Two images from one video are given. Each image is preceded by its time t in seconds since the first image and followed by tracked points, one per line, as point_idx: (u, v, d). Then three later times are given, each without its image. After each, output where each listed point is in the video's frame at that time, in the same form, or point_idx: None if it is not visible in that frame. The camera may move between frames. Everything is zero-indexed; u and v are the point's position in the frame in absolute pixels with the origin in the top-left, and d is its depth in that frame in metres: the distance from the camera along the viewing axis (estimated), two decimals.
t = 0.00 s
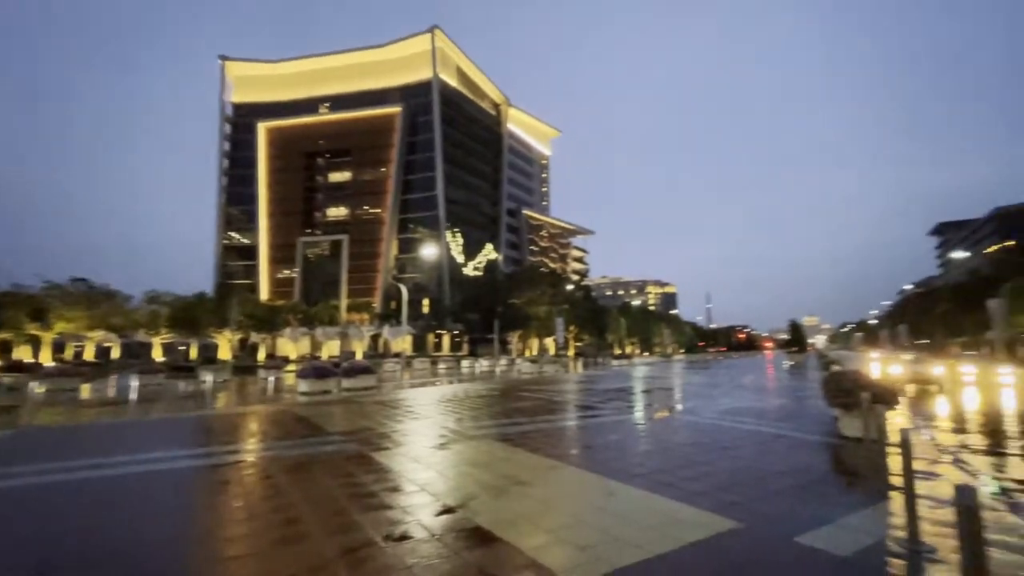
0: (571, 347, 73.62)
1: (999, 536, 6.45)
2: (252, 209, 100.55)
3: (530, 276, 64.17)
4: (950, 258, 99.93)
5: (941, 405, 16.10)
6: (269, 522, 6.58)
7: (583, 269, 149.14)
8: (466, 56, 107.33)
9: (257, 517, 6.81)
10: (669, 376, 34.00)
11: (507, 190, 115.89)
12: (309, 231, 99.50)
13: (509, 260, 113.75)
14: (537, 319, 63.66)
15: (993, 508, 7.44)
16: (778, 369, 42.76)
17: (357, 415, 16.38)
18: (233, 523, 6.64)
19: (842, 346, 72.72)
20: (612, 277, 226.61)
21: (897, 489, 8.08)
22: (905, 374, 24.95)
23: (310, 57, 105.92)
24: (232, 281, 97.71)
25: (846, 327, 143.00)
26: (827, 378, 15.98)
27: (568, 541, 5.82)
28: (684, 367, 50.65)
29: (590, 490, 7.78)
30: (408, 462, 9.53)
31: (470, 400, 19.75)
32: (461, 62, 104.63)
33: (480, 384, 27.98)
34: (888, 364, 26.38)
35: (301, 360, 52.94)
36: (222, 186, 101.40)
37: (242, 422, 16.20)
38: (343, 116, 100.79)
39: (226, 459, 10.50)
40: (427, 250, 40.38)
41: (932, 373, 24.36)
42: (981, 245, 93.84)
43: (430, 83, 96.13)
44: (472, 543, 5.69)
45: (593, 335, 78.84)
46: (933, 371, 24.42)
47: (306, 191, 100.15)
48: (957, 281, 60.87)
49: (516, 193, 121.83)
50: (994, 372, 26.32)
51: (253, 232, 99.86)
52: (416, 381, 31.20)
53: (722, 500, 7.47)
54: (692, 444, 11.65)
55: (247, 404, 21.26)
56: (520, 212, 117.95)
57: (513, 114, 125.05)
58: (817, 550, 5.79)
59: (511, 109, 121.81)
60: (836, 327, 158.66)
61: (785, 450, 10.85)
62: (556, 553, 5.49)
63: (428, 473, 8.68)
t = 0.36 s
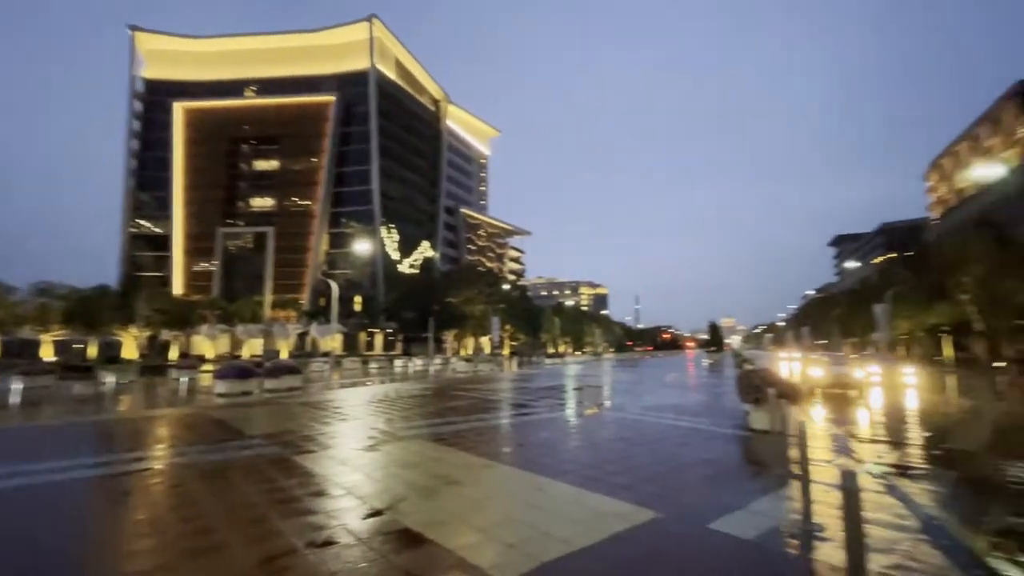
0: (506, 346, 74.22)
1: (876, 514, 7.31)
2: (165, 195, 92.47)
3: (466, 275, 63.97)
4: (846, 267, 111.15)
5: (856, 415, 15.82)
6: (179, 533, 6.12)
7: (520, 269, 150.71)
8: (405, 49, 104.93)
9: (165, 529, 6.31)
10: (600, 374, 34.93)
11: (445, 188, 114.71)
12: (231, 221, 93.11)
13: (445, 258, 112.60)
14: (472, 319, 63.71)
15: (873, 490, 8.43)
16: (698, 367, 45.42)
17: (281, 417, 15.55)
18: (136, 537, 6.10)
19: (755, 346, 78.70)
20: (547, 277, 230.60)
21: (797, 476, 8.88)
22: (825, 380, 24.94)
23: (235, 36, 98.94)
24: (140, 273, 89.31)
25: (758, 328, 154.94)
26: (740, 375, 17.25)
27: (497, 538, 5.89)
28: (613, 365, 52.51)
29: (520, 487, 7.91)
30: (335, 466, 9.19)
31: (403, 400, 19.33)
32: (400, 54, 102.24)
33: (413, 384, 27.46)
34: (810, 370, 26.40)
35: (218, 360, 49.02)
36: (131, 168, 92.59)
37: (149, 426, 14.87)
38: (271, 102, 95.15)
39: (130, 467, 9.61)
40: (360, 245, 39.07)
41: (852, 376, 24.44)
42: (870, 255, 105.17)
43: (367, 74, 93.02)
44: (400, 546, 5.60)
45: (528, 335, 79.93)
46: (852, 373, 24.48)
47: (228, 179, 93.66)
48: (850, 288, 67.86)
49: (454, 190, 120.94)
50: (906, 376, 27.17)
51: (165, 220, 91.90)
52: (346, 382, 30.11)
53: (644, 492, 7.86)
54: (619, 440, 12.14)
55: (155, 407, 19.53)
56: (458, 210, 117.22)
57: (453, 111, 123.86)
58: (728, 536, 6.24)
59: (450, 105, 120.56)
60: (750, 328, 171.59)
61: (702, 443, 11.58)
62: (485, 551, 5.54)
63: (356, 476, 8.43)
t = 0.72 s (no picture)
0: (438, 344, 73.43)
1: (772, 497, 8.04)
2: (53, 174, 82.46)
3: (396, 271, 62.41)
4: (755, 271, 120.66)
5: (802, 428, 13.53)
6: (64, 552, 5.52)
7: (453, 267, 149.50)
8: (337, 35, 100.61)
9: (46, 547, 5.66)
10: (529, 372, 35.60)
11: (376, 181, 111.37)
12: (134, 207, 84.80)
13: (376, 253, 109.23)
14: (402, 316, 62.27)
15: (770, 475, 9.27)
16: (623, 365, 47.50)
17: (189, 421, 14.40)
18: (9, 558, 5.43)
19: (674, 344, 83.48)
20: (479, 276, 230.56)
21: (706, 465, 9.58)
22: (762, 388, 19.77)
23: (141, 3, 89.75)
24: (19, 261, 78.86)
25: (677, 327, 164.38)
26: (660, 371, 18.26)
27: (419, 538, 5.83)
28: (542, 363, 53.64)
29: (447, 485, 7.88)
30: (248, 471, 8.65)
31: (327, 401, 18.54)
32: (330, 39, 97.90)
33: (338, 383, 26.42)
34: (746, 375, 21.03)
35: (113, 359, 43.64)
36: (13, 143, 82.55)
37: (29, 434, 13.20)
38: (183, 78, 87.35)
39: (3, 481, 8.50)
40: (283, 237, 36.92)
41: (792, 379, 19.29)
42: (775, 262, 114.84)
43: (294, 57, 88.06)
44: (317, 552, 5.40)
45: (460, 333, 79.47)
46: (793, 377, 19.24)
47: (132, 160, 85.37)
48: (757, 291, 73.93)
49: (385, 184, 117.81)
50: (835, 380, 24.76)
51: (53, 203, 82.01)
52: (264, 382, 28.41)
53: (566, 485, 8.13)
54: (546, 435, 12.43)
55: (36, 412, 17.39)
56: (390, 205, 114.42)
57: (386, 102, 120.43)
58: (643, 523, 6.62)
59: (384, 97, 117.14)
60: (672, 327, 181.50)
61: (623, 436, 12.18)
62: (408, 551, 5.48)
63: (273, 481, 8.02)
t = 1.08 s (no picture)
0: (355, 340, 70.88)
1: (672, 480, 8.74)
2: None
3: (310, 263, 59.29)
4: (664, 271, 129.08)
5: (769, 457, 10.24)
6: None
7: (373, 260, 144.78)
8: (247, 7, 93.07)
9: None
10: (450, 368, 35.47)
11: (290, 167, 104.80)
12: None
13: (288, 244, 103.00)
14: (317, 312, 59.12)
15: (672, 460, 10.05)
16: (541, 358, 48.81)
17: (61, 428, 12.76)
18: None
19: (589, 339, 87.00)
20: (400, 270, 225.23)
21: (615, 452, 10.16)
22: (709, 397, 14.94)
23: None
24: None
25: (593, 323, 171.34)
26: (575, 364, 19.06)
27: (330, 542, 5.64)
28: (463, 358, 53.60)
29: (361, 485, 7.68)
30: (135, 481, 7.86)
31: (230, 402, 17.25)
32: (240, 12, 90.49)
33: (244, 383, 24.65)
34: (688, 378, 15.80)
35: None
36: None
37: None
38: (56, 40, 76.38)
39: None
40: (182, 223, 33.67)
41: (750, 386, 14.93)
42: (681, 262, 123.56)
43: (196, 26, 80.18)
44: (213, 564, 5.06)
45: (379, 328, 77.12)
46: (753, 384, 14.76)
47: None
48: (666, 289, 79.22)
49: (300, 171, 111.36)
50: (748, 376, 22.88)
51: None
52: (157, 382, 25.85)
53: (483, 478, 8.29)
54: (465, 430, 12.51)
55: None
56: (304, 194, 108.50)
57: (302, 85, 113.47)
58: (555, 511, 6.92)
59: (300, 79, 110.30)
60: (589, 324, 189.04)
61: (542, 428, 12.57)
62: (316, 556, 5.29)
63: (164, 490, 7.35)
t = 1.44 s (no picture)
0: (276, 341, 67.04)
1: (595, 475, 9.12)
2: None
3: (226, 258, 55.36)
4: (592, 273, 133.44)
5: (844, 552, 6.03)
6: None
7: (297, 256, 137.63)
8: None
9: None
10: (378, 369, 34.57)
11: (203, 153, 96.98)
12: None
13: (201, 236, 95.48)
14: (233, 310, 55.17)
15: (594, 457, 10.46)
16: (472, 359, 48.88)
17: None
18: None
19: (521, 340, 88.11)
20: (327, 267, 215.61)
21: (540, 450, 10.39)
22: (711, 428, 9.99)
23: None
24: None
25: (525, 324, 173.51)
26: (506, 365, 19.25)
27: (240, 555, 5.30)
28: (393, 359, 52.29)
29: (277, 493, 7.26)
30: (7, 501, 6.93)
31: (130, 408, 15.72)
32: None
33: (146, 387, 22.55)
34: (678, 399, 10.68)
35: None
36: None
37: None
38: None
39: None
40: (71, 210, 29.96)
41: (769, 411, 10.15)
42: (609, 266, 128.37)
43: None
44: None
45: (302, 328, 73.38)
46: (776, 408, 10.00)
47: None
48: (594, 291, 81.99)
49: (215, 158, 103.47)
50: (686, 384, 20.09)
51: None
52: (40, 388, 23.05)
53: (408, 480, 8.17)
54: (392, 432, 12.24)
55: None
56: (221, 183, 101.46)
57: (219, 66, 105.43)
58: (479, 510, 6.97)
59: (217, 59, 102.41)
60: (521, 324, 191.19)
61: (471, 429, 12.59)
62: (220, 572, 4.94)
63: (42, 509, 6.56)
